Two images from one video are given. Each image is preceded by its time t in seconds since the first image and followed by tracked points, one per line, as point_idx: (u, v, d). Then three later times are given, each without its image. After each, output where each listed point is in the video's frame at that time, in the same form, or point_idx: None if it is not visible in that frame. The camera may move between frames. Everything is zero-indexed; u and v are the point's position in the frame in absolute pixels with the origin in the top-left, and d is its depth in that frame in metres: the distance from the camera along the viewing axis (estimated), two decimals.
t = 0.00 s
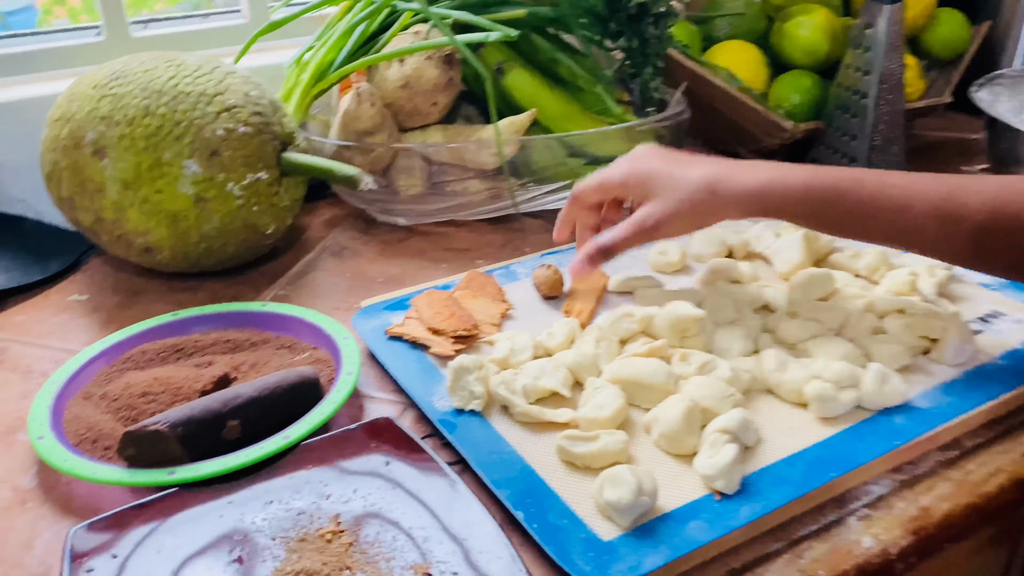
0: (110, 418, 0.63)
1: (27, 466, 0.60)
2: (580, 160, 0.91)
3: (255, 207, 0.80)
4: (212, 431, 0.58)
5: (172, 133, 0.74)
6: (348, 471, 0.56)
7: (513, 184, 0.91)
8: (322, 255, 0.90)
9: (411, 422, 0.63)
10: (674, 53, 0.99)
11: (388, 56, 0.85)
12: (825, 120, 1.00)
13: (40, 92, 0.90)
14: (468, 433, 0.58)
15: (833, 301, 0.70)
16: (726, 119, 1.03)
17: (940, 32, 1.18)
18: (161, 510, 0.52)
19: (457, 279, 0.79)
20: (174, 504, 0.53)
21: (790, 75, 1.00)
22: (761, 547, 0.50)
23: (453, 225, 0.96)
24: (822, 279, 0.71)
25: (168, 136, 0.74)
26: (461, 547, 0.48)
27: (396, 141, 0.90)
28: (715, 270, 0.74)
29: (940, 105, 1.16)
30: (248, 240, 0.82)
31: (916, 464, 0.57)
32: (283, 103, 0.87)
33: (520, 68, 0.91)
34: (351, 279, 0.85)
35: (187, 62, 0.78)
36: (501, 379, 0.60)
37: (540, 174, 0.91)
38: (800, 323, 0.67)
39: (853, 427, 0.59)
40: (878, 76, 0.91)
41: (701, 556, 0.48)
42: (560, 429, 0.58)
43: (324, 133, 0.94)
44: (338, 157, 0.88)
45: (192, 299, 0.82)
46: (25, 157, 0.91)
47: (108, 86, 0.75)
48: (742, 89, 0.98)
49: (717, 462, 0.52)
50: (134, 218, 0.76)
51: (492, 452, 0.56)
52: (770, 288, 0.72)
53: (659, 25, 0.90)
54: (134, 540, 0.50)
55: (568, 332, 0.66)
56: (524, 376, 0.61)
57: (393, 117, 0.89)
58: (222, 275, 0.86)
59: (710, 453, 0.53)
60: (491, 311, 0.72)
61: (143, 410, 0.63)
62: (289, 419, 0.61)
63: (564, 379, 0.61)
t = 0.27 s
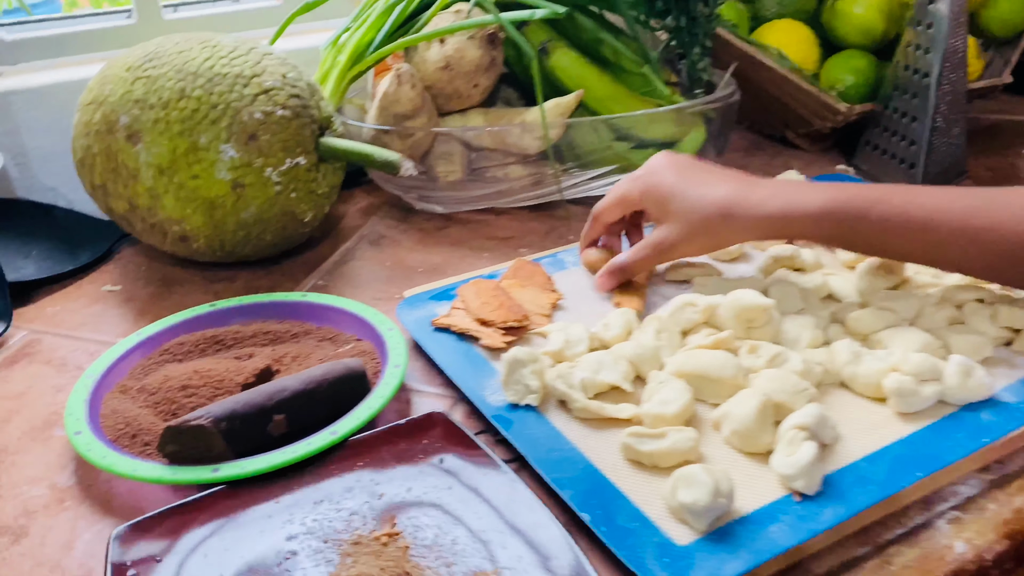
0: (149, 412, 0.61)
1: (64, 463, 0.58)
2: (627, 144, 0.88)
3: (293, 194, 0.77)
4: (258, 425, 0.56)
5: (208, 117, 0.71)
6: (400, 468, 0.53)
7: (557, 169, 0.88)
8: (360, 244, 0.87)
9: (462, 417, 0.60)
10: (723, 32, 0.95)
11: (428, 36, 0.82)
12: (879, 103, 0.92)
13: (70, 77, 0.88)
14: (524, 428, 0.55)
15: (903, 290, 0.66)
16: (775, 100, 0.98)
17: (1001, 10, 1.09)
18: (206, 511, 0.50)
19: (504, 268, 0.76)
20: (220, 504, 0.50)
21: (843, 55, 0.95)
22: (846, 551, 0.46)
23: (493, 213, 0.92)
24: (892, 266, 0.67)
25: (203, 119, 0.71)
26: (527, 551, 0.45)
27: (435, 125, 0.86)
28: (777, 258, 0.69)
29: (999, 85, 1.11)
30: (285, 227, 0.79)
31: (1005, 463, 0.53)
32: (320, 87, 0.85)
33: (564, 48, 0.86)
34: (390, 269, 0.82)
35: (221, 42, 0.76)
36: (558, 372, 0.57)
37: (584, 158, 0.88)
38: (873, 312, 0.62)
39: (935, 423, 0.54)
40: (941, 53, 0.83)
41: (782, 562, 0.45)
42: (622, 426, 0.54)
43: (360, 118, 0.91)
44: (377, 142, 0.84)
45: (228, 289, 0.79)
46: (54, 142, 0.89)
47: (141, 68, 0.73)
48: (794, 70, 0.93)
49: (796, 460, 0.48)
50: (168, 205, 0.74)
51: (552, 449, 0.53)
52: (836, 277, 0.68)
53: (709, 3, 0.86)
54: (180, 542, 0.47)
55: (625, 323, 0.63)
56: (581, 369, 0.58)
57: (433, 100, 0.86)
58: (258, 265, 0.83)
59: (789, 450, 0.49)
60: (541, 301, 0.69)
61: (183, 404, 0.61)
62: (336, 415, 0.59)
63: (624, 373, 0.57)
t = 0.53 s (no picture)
0: (164, 458, 0.56)
1: (73, 519, 0.53)
2: (659, 151, 0.82)
3: (309, 213, 0.72)
4: (288, 474, 0.51)
5: (218, 132, 0.67)
6: (446, 519, 0.48)
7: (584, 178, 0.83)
8: (379, 262, 0.82)
9: (506, 457, 0.55)
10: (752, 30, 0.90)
11: (447, 42, 0.77)
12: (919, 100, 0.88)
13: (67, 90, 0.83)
14: (578, 471, 0.50)
15: (973, 306, 0.60)
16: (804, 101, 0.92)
17: None
18: None
19: (538, 287, 0.71)
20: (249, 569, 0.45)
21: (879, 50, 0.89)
22: None
23: (517, 225, 0.87)
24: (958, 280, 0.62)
25: (213, 135, 0.67)
26: None
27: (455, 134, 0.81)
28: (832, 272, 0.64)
29: None
30: (301, 248, 0.74)
31: None
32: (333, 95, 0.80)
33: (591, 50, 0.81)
34: (412, 288, 0.77)
35: (229, 52, 0.71)
36: (611, 407, 0.52)
37: (613, 167, 0.82)
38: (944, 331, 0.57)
39: None
40: (986, 49, 0.79)
41: None
42: (684, 466, 0.49)
43: (373, 127, 0.87)
44: (394, 154, 0.79)
45: (240, 315, 0.74)
46: (52, 160, 0.83)
47: (145, 82, 0.68)
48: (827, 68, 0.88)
49: (887, 506, 0.43)
50: (177, 228, 0.69)
51: (611, 496, 0.48)
52: (896, 291, 0.63)
53: None
54: None
55: (676, 349, 0.58)
56: (635, 403, 0.53)
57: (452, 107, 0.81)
58: (271, 288, 0.79)
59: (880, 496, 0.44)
60: (581, 324, 0.64)
61: (202, 449, 0.56)
62: (371, 459, 0.54)
63: (684, 406, 0.53)
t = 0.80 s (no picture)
0: (177, 512, 0.50)
1: None
2: (677, 158, 0.77)
3: (315, 232, 0.67)
4: (322, 528, 0.46)
5: (216, 147, 0.62)
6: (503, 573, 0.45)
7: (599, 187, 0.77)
8: (384, 280, 0.76)
9: (552, 495, 0.51)
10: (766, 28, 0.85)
11: (455, 44, 0.71)
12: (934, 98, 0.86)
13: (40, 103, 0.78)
14: (641, 512, 0.47)
15: None
16: (818, 99, 0.89)
17: None
18: None
19: (563, 305, 0.67)
20: None
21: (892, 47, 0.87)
22: None
23: (528, 236, 0.81)
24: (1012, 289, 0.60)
25: (211, 150, 0.62)
26: None
27: (463, 143, 0.75)
28: (878, 282, 0.62)
29: None
30: (306, 271, 0.69)
31: None
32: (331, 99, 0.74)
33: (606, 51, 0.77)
34: (425, 309, 0.71)
35: (224, 60, 0.66)
36: (669, 439, 0.49)
37: (629, 175, 0.77)
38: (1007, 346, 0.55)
39: None
40: (1011, 44, 0.76)
41: None
42: (754, 502, 0.47)
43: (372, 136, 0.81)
44: (399, 165, 0.74)
45: (241, 344, 0.69)
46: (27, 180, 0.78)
47: (134, 94, 0.63)
48: (840, 66, 0.84)
49: (984, 543, 0.41)
50: (173, 252, 0.63)
51: (680, 540, 0.45)
52: (947, 302, 0.61)
53: None
54: None
55: (726, 372, 0.56)
56: (694, 433, 0.50)
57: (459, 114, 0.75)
58: (272, 312, 0.73)
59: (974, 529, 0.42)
60: (618, 345, 0.61)
61: (219, 501, 0.51)
62: (408, 505, 0.50)
63: (746, 436, 0.50)
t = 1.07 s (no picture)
0: (170, 544, 0.48)
1: None
2: (673, 166, 0.76)
3: (306, 245, 0.65)
4: (325, 560, 0.45)
5: (205, 159, 0.60)
6: None
7: (593, 196, 0.75)
8: (375, 292, 0.74)
9: (558, 519, 0.51)
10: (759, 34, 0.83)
11: (448, 51, 0.69)
12: (929, 106, 0.85)
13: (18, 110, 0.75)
14: (655, 538, 0.47)
15: None
16: (809, 105, 0.89)
17: None
18: None
19: (563, 318, 0.66)
20: None
21: (884, 53, 0.86)
22: None
23: (521, 246, 0.80)
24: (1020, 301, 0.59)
25: (199, 162, 0.60)
26: None
27: (455, 152, 0.74)
28: (882, 294, 0.62)
29: None
30: (297, 285, 0.67)
31: None
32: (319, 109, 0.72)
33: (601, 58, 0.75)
34: (418, 322, 0.69)
35: (211, 67, 0.64)
36: (681, 462, 0.49)
37: (624, 184, 0.76)
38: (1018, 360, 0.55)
39: None
40: (1005, 52, 0.76)
41: None
42: (769, 524, 0.48)
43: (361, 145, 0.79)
44: (390, 174, 0.72)
45: (229, 361, 0.66)
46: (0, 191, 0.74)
47: (117, 103, 0.60)
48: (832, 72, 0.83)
49: (1003, 567, 0.41)
50: (159, 268, 0.61)
51: (697, 567, 0.45)
52: (951, 314, 0.61)
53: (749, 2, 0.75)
54: None
55: (734, 388, 0.55)
56: (705, 455, 0.50)
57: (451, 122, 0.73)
58: (260, 327, 0.70)
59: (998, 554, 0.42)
60: (621, 361, 0.60)
61: (213, 530, 0.49)
62: (412, 533, 0.48)
63: (758, 457, 0.50)
